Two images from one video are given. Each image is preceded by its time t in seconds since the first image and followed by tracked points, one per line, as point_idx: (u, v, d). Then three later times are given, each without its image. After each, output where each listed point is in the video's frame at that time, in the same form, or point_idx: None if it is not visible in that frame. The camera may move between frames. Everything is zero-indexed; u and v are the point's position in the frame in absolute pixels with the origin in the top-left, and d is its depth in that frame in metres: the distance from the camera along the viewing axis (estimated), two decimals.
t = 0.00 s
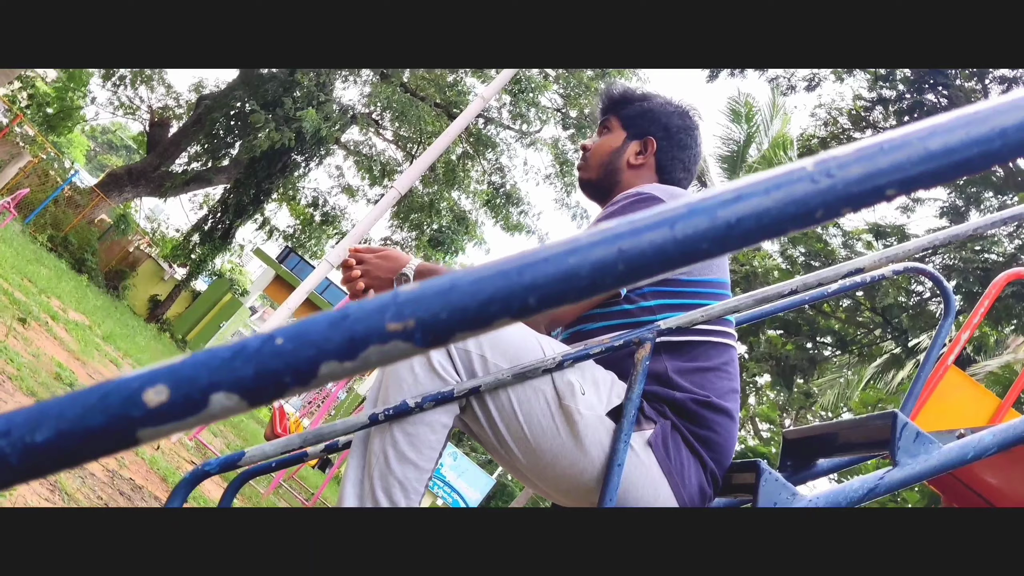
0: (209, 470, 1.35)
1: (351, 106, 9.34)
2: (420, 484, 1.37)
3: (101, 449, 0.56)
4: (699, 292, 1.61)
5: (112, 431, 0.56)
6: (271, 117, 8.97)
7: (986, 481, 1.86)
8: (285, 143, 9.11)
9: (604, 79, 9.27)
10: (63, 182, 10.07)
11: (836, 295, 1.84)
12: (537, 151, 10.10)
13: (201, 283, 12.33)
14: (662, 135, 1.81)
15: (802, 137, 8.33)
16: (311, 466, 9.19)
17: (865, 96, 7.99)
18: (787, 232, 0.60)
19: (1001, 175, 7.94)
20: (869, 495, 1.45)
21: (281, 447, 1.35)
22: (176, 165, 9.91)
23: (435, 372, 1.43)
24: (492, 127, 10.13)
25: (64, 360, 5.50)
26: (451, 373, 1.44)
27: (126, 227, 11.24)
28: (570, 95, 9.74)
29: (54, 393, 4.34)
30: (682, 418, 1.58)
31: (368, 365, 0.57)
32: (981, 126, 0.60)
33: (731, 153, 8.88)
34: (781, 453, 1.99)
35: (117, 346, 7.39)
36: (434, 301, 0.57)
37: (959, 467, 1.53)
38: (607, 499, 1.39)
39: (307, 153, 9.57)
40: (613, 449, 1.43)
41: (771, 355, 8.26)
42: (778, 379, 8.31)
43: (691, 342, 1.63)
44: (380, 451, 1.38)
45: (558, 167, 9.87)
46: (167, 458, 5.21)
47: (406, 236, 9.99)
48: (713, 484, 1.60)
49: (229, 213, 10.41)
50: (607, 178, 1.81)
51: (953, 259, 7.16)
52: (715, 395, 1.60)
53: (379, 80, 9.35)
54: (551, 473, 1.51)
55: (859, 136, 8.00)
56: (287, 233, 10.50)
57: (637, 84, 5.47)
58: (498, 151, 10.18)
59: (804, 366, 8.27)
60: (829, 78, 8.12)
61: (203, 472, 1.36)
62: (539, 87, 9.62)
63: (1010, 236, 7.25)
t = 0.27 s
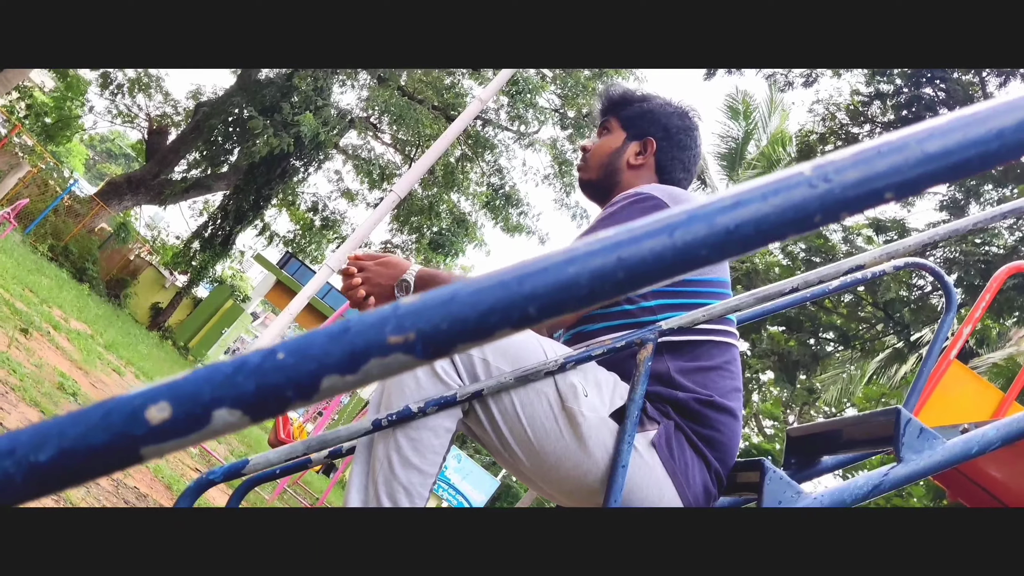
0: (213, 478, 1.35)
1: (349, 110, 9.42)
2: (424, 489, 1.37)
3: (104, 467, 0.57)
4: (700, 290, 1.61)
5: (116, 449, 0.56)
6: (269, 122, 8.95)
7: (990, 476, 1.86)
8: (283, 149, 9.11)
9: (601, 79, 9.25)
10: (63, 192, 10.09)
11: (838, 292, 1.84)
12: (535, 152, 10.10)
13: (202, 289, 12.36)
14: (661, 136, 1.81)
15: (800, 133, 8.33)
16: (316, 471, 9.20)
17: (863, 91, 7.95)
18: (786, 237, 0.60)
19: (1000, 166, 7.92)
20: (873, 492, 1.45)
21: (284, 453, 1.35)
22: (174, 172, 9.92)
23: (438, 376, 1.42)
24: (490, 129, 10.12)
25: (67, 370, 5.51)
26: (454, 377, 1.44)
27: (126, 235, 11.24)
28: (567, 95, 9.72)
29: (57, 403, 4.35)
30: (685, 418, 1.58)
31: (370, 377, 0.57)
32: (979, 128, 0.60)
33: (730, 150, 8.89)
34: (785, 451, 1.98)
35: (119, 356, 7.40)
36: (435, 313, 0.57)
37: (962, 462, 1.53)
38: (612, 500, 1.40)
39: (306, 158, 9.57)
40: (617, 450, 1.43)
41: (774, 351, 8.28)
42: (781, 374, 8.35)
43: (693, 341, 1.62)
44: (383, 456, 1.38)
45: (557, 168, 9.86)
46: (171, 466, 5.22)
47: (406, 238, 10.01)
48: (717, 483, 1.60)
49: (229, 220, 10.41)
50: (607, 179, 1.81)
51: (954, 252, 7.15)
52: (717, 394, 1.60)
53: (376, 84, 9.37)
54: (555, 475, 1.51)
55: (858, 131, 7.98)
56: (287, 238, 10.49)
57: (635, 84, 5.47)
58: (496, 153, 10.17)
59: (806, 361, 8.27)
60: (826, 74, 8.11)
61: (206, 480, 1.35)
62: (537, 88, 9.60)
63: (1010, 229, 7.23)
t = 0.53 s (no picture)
0: (219, 488, 1.35)
1: (346, 115, 9.36)
2: (430, 493, 1.37)
3: (110, 484, 0.59)
4: (701, 288, 1.61)
5: (120, 467, 0.58)
6: (267, 129, 9.00)
7: (996, 466, 1.86)
8: (281, 156, 9.11)
9: (597, 78, 9.26)
10: (63, 204, 10.11)
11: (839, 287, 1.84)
12: (533, 152, 10.13)
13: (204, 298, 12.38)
14: (660, 135, 1.81)
15: (798, 127, 8.31)
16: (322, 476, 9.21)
17: (859, 83, 7.82)
18: (785, 238, 0.60)
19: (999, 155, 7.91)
20: (880, 485, 1.44)
21: (290, 461, 1.34)
22: (174, 181, 9.94)
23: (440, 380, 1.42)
24: (487, 130, 10.14)
25: (71, 382, 5.52)
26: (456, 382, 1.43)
27: (127, 245, 11.26)
28: (564, 95, 9.72)
29: (62, 415, 4.38)
30: (689, 416, 1.57)
31: (372, 389, 0.58)
32: (974, 124, 0.61)
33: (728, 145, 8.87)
34: (791, 446, 1.98)
35: (123, 366, 7.42)
36: (436, 322, 0.58)
37: (969, 453, 1.53)
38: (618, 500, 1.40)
39: (304, 164, 9.58)
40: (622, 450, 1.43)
41: (777, 345, 8.19)
42: (784, 368, 8.20)
43: (695, 339, 1.62)
44: (389, 461, 1.38)
45: (556, 167, 9.87)
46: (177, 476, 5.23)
47: (406, 241, 10.02)
48: (722, 481, 1.60)
49: (229, 228, 10.38)
50: (606, 179, 1.81)
51: (955, 243, 7.14)
52: (721, 391, 1.60)
53: (373, 89, 9.42)
54: (560, 477, 1.51)
55: (856, 123, 7.95)
56: (287, 244, 10.50)
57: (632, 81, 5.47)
58: (494, 154, 10.18)
59: (810, 355, 8.25)
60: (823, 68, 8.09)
61: (212, 490, 1.35)
62: (533, 88, 9.61)
63: (1010, 218, 7.23)
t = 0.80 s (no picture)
0: (223, 495, 1.34)
1: (344, 119, 9.33)
2: (435, 496, 1.36)
3: (114, 499, 0.59)
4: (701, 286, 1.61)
5: (124, 481, 0.59)
6: (265, 133, 8.99)
7: (1000, 459, 1.86)
8: (279, 160, 9.11)
9: (594, 77, 9.26)
10: (62, 213, 10.10)
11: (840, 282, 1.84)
12: (531, 152, 10.12)
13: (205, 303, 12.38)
14: (658, 134, 1.81)
15: (796, 122, 8.30)
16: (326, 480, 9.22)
17: (857, 77, 7.81)
18: (785, 240, 0.60)
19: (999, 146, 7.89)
20: (884, 481, 1.44)
21: (294, 467, 1.34)
22: (172, 188, 9.93)
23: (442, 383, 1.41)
24: (485, 131, 10.13)
25: (73, 390, 5.52)
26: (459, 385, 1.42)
27: (127, 252, 11.27)
28: (561, 93, 9.71)
29: (65, 424, 4.39)
30: (693, 414, 1.57)
31: (374, 400, 0.59)
32: (973, 122, 0.60)
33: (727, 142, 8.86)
34: (794, 442, 1.99)
35: (126, 373, 7.42)
36: (436, 332, 0.58)
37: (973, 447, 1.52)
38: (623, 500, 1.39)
39: (302, 167, 9.57)
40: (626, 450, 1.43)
41: (779, 340, 8.20)
42: (787, 364, 8.23)
43: (697, 338, 1.62)
44: (393, 465, 1.38)
45: (555, 167, 9.86)
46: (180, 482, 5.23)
47: (406, 243, 10.02)
48: (727, 479, 1.60)
49: (228, 233, 10.35)
50: (604, 178, 1.81)
51: (955, 235, 7.13)
52: (723, 389, 1.60)
53: (370, 91, 9.36)
54: (564, 478, 1.51)
55: (854, 117, 7.90)
56: (287, 248, 10.48)
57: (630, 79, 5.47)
58: (492, 155, 10.16)
59: (812, 350, 8.23)
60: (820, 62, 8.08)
61: (216, 498, 1.35)
62: (530, 88, 9.59)
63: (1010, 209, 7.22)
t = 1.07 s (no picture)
0: (227, 501, 1.34)
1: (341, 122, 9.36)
2: (439, 499, 1.36)
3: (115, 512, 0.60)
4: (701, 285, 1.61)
5: (127, 494, 0.59)
6: (262, 138, 9.06)
7: (1004, 451, 1.86)
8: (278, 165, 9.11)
9: (591, 76, 9.26)
10: (62, 221, 10.10)
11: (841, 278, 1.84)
12: (529, 152, 10.13)
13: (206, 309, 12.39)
14: (656, 132, 1.81)
15: (794, 117, 8.29)
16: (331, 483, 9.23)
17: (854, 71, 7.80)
18: (785, 240, 0.60)
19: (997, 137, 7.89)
20: (888, 475, 1.44)
21: (297, 473, 1.33)
22: (171, 194, 9.93)
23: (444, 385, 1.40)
24: (482, 131, 10.14)
25: (76, 399, 5.52)
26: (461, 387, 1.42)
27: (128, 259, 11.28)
28: (558, 93, 9.73)
29: (69, 432, 4.39)
30: (695, 413, 1.57)
31: (377, 408, 0.59)
32: (970, 119, 0.60)
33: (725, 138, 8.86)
34: (798, 437, 1.98)
35: (128, 381, 7.43)
36: (437, 339, 0.58)
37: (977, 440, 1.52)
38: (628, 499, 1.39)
39: (301, 171, 9.59)
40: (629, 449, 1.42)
41: (780, 335, 8.22)
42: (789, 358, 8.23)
43: (698, 336, 1.62)
44: (397, 468, 1.38)
45: (553, 166, 9.86)
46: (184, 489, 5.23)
47: (406, 245, 10.04)
48: (731, 476, 1.60)
49: (228, 238, 10.39)
50: (603, 177, 1.81)
51: (955, 227, 7.13)
52: (726, 387, 1.60)
53: (367, 94, 9.36)
54: (569, 478, 1.51)
55: (851, 112, 7.90)
56: (287, 253, 10.48)
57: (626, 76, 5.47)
58: (491, 156, 10.16)
59: (814, 345, 8.23)
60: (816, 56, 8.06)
61: (221, 504, 1.34)
62: (528, 89, 9.61)
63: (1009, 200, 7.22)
